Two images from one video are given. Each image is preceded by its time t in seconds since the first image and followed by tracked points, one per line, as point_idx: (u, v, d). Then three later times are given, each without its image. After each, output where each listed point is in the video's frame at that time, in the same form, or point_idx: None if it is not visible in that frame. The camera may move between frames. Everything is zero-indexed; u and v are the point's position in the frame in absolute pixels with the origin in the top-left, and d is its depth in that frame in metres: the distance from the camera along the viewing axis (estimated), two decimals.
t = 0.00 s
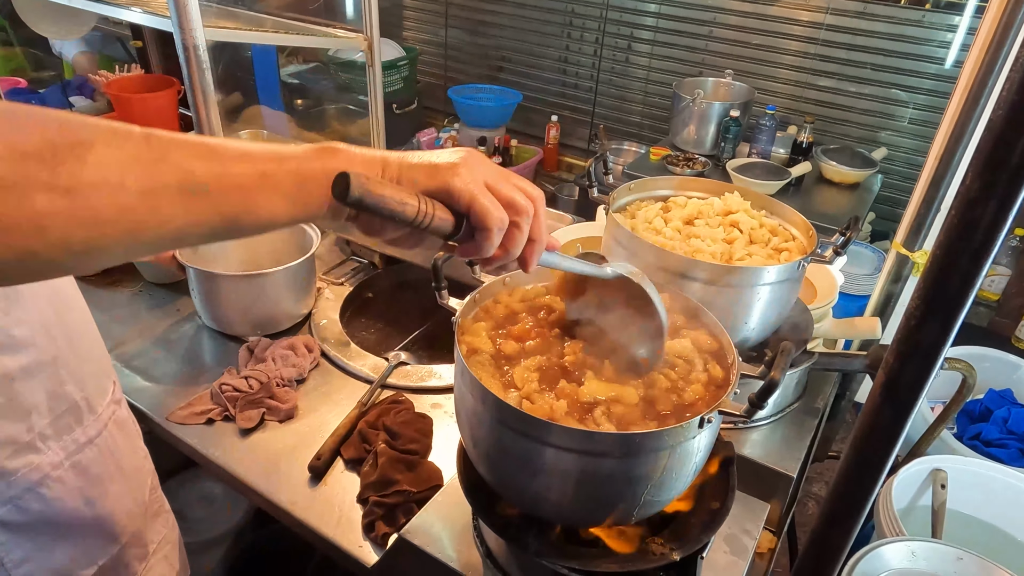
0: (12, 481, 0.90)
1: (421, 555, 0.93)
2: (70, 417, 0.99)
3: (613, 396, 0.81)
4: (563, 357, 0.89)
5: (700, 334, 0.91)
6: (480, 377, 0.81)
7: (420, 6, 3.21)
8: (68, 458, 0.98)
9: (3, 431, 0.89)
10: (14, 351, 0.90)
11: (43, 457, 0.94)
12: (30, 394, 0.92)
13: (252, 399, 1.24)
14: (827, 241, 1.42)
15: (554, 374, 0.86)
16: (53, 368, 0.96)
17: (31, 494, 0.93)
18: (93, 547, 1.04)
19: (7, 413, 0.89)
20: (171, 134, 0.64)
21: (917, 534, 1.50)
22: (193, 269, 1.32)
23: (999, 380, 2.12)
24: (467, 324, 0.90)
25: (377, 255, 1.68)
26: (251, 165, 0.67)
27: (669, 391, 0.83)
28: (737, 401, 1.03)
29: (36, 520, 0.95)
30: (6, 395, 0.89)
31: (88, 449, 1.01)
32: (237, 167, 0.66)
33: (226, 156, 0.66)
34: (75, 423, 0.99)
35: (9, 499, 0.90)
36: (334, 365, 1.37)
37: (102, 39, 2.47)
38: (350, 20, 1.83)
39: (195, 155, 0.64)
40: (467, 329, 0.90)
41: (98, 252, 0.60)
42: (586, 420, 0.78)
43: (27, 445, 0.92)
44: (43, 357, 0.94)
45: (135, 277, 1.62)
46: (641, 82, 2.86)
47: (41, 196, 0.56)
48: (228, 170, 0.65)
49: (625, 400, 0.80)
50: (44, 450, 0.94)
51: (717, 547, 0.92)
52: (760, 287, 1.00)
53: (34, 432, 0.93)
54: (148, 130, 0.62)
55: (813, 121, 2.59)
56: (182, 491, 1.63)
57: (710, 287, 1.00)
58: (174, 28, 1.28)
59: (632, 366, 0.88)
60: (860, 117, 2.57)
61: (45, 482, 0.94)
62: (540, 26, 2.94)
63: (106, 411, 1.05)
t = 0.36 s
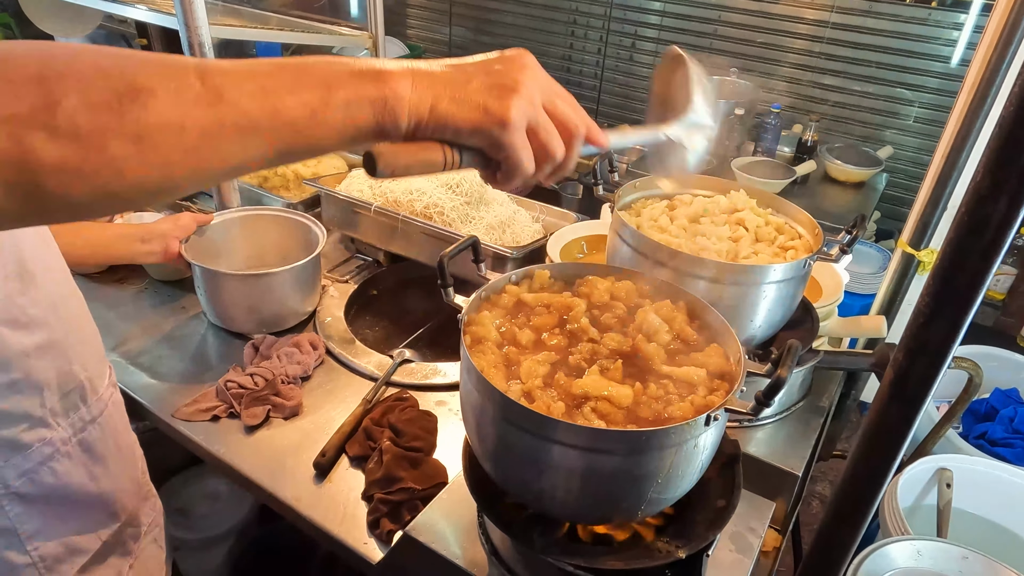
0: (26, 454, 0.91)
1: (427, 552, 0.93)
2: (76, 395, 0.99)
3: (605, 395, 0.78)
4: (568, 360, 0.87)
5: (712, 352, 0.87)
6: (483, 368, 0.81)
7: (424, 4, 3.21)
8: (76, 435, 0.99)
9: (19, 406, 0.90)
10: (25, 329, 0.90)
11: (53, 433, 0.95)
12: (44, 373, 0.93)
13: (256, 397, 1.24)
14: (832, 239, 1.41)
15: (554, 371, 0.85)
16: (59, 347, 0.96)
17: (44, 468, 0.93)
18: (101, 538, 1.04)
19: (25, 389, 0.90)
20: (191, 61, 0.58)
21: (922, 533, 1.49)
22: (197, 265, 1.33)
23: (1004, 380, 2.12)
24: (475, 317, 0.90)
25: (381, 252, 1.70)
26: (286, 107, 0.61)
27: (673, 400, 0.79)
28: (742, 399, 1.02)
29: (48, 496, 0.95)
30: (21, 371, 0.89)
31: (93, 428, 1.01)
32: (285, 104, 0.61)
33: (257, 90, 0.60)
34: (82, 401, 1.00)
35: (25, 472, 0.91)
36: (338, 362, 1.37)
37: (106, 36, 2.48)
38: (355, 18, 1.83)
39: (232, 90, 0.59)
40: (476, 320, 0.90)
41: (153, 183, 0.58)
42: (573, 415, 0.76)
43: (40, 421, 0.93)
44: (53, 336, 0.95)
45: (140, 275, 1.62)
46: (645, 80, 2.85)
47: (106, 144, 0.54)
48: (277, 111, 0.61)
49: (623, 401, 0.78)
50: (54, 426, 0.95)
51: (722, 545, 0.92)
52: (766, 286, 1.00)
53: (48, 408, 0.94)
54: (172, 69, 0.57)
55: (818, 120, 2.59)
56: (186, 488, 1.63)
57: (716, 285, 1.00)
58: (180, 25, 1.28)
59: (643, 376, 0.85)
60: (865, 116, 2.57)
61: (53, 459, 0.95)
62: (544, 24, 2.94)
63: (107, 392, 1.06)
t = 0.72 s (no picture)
0: (51, 438, 0.92)
1: (433, 551, 0.93)
2: (94, 386, 0.99)
3: (615, 399, 0.78)
4: (577, 362, 0.87)
5: (723, 360, 0.86)
6: (491, 367, 0.81)
7: (428, 3, 3.22)
8: (92, 426, 0.99)
9: (47, 391, 0.90)
10: (59, 317, 0.90)
11: (73, 421, 0.95)
12: (71, 364, 0.94)
13: (263, 395, 1.24)
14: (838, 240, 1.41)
15: (562, 372, 0.85)
16: (84, 335, 0.96)
17: (64, 455, 0.94)
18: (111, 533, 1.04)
19: (54, 374, 0.91)
20: (261, 170, 0.87)
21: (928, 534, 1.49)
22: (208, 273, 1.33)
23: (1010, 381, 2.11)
24: (484, 316, 0.90)
25: (386, 251, 1.70)
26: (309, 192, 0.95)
27: (682, 404, 0.79)
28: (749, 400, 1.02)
29: (66, 484, 0.95)
30: (50, 355, 0.90)
31: (106, 419, 1.02)
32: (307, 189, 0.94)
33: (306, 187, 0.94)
34: (98, 394, 1.01)
35: (49, 456, 0.92)
36: (343, 362, 1.37)
37: (112, 36, 2.48)
38: (359, 17, 1.83)
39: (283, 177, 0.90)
40: (484, 319, 0.90)
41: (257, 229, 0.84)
42: (582, 417, 0.76)
43: (63, 407, 0.93)
44: (81, 329, 0.95)
45: (146, 273, 1.63)
46: (649, 80, 2.85)
47: (231, 198, 0.79)
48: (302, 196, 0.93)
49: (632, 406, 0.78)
50: (73, 414, 0.95)
51: (728, 545, 0.92)
52: (772, 286, 1.00)
53: (72, 396, 0.94)
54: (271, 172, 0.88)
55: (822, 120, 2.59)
56: (191, 487, 1.64)
57: (723, 285, 1.00)
58: (186, 24, 1.28)
59: (652, 380, 0.85)
60: (869, 117, 2.56)
61: (72, 445, 0.95)
62: (548, 24, 2.94)
63: (116, 388, 1.07)
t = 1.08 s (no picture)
0: (68, 425, 0.92)
1: (433, 550, 0.93)
2: (106, 376, 0.99)
3: (616, 398, 0.78)
4: (578, 361, 0.87)
5: (725, 359, 0.86)
6: (492, 367, 0.81)
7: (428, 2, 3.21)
8: (104, 416, 0.99)
9: (66, 378, 0.90)
10: (74, 306, 0.90)
11: (87, 411, 0.95)
12: (86, 352, 0.93)
13: (263, 395, 1.24)
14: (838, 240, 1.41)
15: (563, 371, 0.85)
16: (98, 326, 0.96)
17: (78, 444, 0.94)
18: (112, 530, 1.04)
19: (72, 361, 0.90)
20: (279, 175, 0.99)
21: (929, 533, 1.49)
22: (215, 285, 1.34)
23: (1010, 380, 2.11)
24: (484, 315, 0.90)
25: (387, 251, 1.70)
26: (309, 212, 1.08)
27: (685, 403, 0.79)
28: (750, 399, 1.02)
29: (79, 473, 0.95)
30: (69, 342, 0.90)
31: (115, 412, 1.02)
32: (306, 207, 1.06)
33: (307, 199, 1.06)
34: (110, 383, 1.00)
35: (66, 444, 0.92)
36: (343, 361, 1.37)
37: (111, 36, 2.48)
38: (360, 17, 1.83)
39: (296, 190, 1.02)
40: (485, 318, 0.90)
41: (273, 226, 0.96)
42: (583, 417, 0.76)
43: (80, 395, 0.93)
44: (94, 318, 0.95)
45: (147, 272, 1.63)
46: (649, 80, 2.85)
47: (261, 196, 0.90)
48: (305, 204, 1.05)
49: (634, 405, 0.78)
50: (88, 404, 0.95)
51: (728, 544, 0.92)
52: (773, 285, 1.00)
53: (87, 385, 0.94)
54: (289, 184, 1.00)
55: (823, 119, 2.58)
56: (191, 486, 1.64)
57: (724, 284, 1.00)
58: (187, 23, 1.28)
59: (655, 379, 0.85)
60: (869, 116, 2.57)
61: (86, 434, 0.95)
62: (549, 24, 2.94)
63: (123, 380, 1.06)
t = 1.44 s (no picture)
0: (66, 427, 0.91)
1: (434, 550, 0.93)
2: (105, 377, 0.99)
3: (619, 398, 0.78)
4: (579, 360, 0.86)
5: (726, 359, 0.86)
6: (493, 367, 0.81)
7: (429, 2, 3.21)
8: (102, 418, 0.98)
9: (63, 380, 0.89)
10: (71, 307, 0.90)
11: (85, 412, 0.95)
12: (85, 353, 0.93)
13: (264, 394, 1.24)
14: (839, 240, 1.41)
15: (565, 371, 0.85)
16: (96, 326, 0.96)
17: (76, 445, 0.94)
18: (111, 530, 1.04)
19: (69, 364, 0.90)
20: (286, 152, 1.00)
21: (930, 534, 1.49)
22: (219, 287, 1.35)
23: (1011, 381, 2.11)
24: (485, 315, 0.90)
25: (387, 250, 1.68)
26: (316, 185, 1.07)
27: (688, 403, 0.79)
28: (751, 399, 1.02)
29: (76, 476, 0.95)
30: (66, 344, 0.89)
31: (114, 413, 1.01)
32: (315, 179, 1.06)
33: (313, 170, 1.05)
34: (109, 384, 1.00)
35: (62, 446, 0.91)
36: (344, 361, 1.37)
37: (112, 35, 2.48)
38: (361, 16, 1.83)
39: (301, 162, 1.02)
40: (486, 318, 0.90)
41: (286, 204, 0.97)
42: (585, 416, 0.76)
43: (77, 397, 0.93)
44: (92, 319, 0.95)
45: (147, 272, 1.62)
46: (650, 79, 2.85)
47: (267, 179, 0.91)
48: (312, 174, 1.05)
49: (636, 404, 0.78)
50: (86, 405, 0.95)
51: (730, 544, 0.92)
52: (775, 285, 1.00)
53: (85, 387, 0.94)
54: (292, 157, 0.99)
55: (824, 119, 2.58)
56: (192, 485, 1.64)
57: (725, 284, 1.00)
58: (188, 22, 1.28)
59: (657, 378, 0.85)
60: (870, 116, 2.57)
61: (84, 436, 0.95)
62: (550, 23, 2.94)
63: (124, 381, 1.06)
